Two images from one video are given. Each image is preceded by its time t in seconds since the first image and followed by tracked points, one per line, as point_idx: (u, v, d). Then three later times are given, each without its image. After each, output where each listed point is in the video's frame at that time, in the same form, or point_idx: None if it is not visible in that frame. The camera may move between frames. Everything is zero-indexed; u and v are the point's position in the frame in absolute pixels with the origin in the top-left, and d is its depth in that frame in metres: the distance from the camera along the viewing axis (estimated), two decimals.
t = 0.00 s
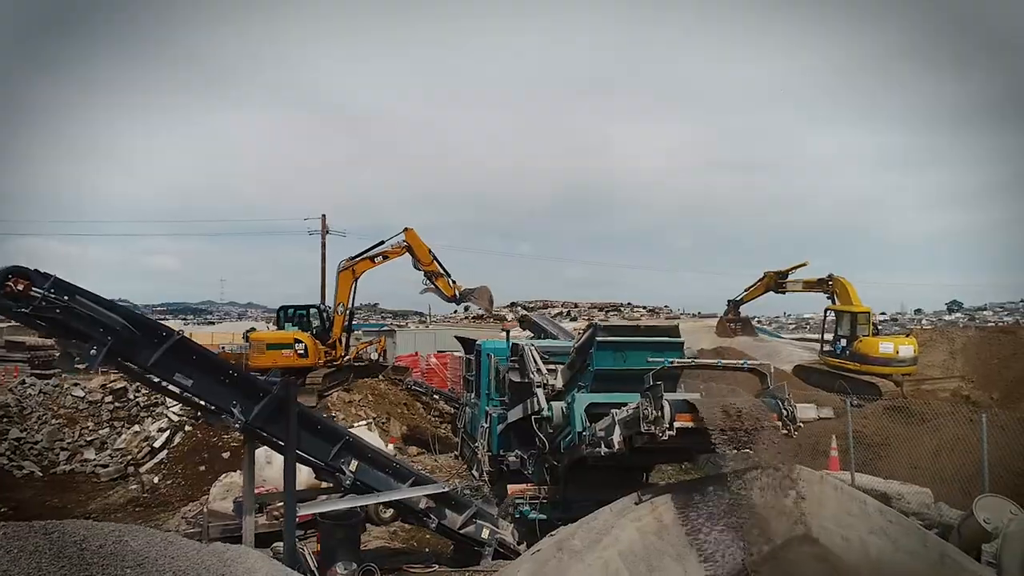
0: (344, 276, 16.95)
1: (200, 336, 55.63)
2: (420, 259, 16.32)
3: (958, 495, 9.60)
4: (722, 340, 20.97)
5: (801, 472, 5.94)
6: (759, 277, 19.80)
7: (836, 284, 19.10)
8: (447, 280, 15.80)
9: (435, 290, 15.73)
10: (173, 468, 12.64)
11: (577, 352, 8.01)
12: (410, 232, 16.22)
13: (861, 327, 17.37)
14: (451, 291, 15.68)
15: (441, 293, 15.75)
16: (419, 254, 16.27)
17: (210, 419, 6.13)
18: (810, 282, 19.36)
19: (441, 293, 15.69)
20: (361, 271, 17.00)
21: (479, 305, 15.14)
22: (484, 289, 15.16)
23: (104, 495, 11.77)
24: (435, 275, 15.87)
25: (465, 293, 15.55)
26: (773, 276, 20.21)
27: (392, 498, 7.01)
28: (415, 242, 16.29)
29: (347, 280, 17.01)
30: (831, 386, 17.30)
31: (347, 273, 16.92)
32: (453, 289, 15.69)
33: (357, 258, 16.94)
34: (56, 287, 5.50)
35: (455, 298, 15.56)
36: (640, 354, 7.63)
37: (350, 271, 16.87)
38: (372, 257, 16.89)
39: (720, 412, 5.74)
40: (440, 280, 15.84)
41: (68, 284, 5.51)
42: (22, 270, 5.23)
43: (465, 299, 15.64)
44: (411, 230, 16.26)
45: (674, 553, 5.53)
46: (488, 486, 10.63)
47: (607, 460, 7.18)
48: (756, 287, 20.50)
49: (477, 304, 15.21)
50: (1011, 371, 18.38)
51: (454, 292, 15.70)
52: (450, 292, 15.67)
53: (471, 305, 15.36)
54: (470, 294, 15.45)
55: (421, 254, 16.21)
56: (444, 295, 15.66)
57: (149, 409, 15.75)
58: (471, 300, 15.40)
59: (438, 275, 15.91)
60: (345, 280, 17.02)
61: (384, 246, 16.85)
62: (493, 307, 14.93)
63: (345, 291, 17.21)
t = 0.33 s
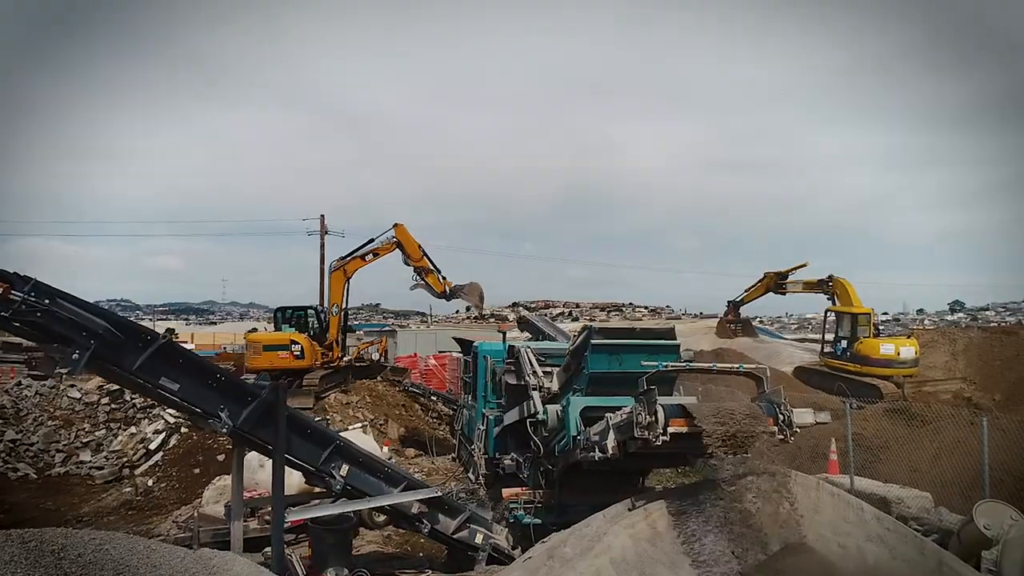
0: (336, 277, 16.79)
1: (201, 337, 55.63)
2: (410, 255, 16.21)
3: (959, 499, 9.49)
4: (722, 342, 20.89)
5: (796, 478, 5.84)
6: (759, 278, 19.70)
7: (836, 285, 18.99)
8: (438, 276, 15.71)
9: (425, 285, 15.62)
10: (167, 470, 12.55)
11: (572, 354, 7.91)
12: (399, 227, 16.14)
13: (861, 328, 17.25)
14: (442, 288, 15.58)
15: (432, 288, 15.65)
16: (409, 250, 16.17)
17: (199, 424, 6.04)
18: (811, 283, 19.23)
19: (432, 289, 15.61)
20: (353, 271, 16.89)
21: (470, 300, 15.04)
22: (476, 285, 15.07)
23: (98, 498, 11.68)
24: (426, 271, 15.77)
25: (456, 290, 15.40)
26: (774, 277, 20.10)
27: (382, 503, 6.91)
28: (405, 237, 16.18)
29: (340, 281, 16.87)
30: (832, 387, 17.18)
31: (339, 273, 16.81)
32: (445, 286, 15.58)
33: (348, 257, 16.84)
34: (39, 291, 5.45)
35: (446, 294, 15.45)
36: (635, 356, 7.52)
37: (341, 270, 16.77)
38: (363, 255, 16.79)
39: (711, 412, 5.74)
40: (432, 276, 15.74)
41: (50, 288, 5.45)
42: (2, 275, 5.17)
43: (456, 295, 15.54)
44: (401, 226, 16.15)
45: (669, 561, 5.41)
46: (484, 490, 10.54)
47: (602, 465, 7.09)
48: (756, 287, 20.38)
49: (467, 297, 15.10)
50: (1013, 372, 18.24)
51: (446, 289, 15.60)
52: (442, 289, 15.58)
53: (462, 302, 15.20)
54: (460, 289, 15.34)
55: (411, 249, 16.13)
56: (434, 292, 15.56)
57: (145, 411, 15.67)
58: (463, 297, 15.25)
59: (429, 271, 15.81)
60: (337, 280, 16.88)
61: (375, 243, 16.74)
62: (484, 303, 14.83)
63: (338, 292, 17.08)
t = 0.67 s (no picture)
0: (327, 277, 16.81)
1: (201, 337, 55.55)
2: (399, 248, 16.05)
3: (963, 502, 9.33)
4: (723, 342, 20.76)
5: (796, 482, 5.73)
6: (760, 278, 19.53)
7: (837, 285, 18.82)
8: (427, 271, 15.57)
9: (414, 280, 15.49)
10: (160, 472, 12.41)
11: (568, 356, 7.73)
12: (387, 221, 15.98)
13: (863, 329, 17.09)
14: (432, 282, 15.44)
15: (420, 282, 15.50)
16: (398, 244, 16.01)
17: (183, 427, 5.90)
18: (811, 283, 19.05)
19: (420, 283, 15.46)
20: (343, 270, 16.83)
21: (459, 294, 14.90)
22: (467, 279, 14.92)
23: (89, 500, 11.53)
24: (415, 265, 15.61)
25: (448, 285, 15.21)
26: (774, 277, 19.93)
27: (373, 509, 6.73)
28: (392, 231, 16.00)
29: (331, 281, 16.87)
30: (833, 388, 17.00)
31: (329, 273, 16.83)
32: (435, 280, 15.43)
33: (337, 256, 16.76)
34: (14, 290, 5.30)
35: (436, 289, 15.30)
36: (632, 357, 7.35)
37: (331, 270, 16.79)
38: (352, 253, 16.64)
39: (711, 418, 5.40)
40: (421, 271, 15.60)
41: (26, 287, 5.30)
42: None
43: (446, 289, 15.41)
44: (389, 219, 15.96)
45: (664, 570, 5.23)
46: (480, 493, 10.39)
47: (597, 469, 6.91)
48: (757, 287, 20.21)
49: (457, 292, 14.92)
50: (1017, 372, 18.07)
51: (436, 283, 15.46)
52: (431, 283, 15.44)
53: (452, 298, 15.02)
54: (449, 284, 15.18)
55: (399, 243, 15.92)
56: (423, 286, 15.42)
57: (139, 412, 15.52)
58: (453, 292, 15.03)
59: (418, 265, 15.65)
60: (328, 279, 16.87)
61: (363, 240, 16.58)
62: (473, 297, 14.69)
63: (331, 293, 17.07)
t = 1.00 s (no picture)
0: (315, 277, 16.65)
1: (201, 338, 55.38)
2: (384, 242, 15.81)
3: (970, 508, 9.07)
4: (723, 342, 20.52)
5: (799, 489, 5.48)
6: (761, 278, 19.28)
7: (839, 284, 18.56)
8: (413, 264, 15.32)
9: (401, 273, 15.27)
10: (149, 476, 12.17)
11: (562, 357, 7.48)
12: (371, 214, 15.74)
13: (866, 329, 16.82)
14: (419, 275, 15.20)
15: (407, 276, 15.27)
16: (383, 238, 15.77)
17: (159, 431, 5.65)
18: (812, 282, 18.81)
19: (408, 277, 15.22)
20: (331, 268, 16.61)
21: (446, 286, 14.65)
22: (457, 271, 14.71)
23: (75, 504, 11.29)
24: (401, 258, 15.38)
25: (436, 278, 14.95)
26: (775, 276, 19.67)
27: (359, 515, 6.49)
28: (377, 225, 15.76)
29: (319, 281, 16.70)
30: (836, 389, 16.73)
31: (318, 273, 16.68)
32: (422, 274, 15.19)
33: (324, 254, 16.55)
34: None
35: (425, 282, 15.06)
36: (628, 358, 7.11)
37: (320, 269, 16.66)
38: (339, 250, 16.41)
39: (709, 421, 5.17)
40: (408, 264, 15.37)
41: None
42: None
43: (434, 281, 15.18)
44: (373, 213, 15.72)
45: None
46: (475, 497, 10.16)
47: (592, 474, 6.66)
48: (758, 287, 19.97)
49: (445, 284, 14.67)
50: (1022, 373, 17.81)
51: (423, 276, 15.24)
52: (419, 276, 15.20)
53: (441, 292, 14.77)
54: (436, 276, 14.95)
55: (385, 236, 15.72)
56: (411, 279, 15.18)
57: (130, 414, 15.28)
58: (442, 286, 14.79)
59: (405, 258, 15.43)
60: (316, 279, 16.67)
61: (349, 236, 16.35)
62: (461, 288, 14.42)
63: (321, 292, 16.89)
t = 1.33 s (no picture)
0: (301, 277, 16.39)
1: (200, 339, 55.20)
2: (366, 235, 15.56)
3: (977, 513, 8.81)
4: (724, 343, 20.25)
5: (802, 499, 5.23)
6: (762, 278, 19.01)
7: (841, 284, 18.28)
8: (395, 257, 15.08)
9: (384, 268, 15.05)
10: (135, 479, 11.90)
11: (555, 358, 7.20)
12: (353, 208, 15.49)
13: (869, 329, 16.53)
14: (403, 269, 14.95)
15: (391, 271, 15.04)
16: (366, 232, 15.51)
17: (129, 438, 5.38)
18: (814, 282, 18.54)
19: (391, 271, 15.00)
20: (317, 267, 16.34)
21: (427, 278, 14.39)
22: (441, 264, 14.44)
23: (59, 509, 11.02)
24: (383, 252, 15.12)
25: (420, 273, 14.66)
26: (776, 275, 19.39)
27: (342, 524, 6.24)
28: (359, 219, 15.50)
29: (306, 281, 16.42)
30: (838, 391, 16.45)
31: (304, 273, 16.44)
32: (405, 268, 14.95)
33: (309, 254, 16.29)
34: None
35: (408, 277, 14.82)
36: (623, 359, 6.81)
37: (306, 269, 16.41)
38: (323, 247, 16.16)
39: (705, 428, 4.90)
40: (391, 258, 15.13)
41: None
42: None
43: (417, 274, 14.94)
44: (354, 207, 15.46)
45: None
46: (468, 501, 9.89)
47: (586, 481, 6.38)
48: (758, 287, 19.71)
49: (427, 277, 14.38)
50: None
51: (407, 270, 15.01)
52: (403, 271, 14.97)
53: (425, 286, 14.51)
54: (418, 269, 14.70)
55: (366, 230, 15.46)
56: (393, 274, 14.94)
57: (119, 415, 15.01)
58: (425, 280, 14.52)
59: (388, 252, 15.18)
60: (303, 279, 16.41)
61: (332, 232, 16.11)
62: (442, 279, 14.09)
63: (309, 293, 16.58)
